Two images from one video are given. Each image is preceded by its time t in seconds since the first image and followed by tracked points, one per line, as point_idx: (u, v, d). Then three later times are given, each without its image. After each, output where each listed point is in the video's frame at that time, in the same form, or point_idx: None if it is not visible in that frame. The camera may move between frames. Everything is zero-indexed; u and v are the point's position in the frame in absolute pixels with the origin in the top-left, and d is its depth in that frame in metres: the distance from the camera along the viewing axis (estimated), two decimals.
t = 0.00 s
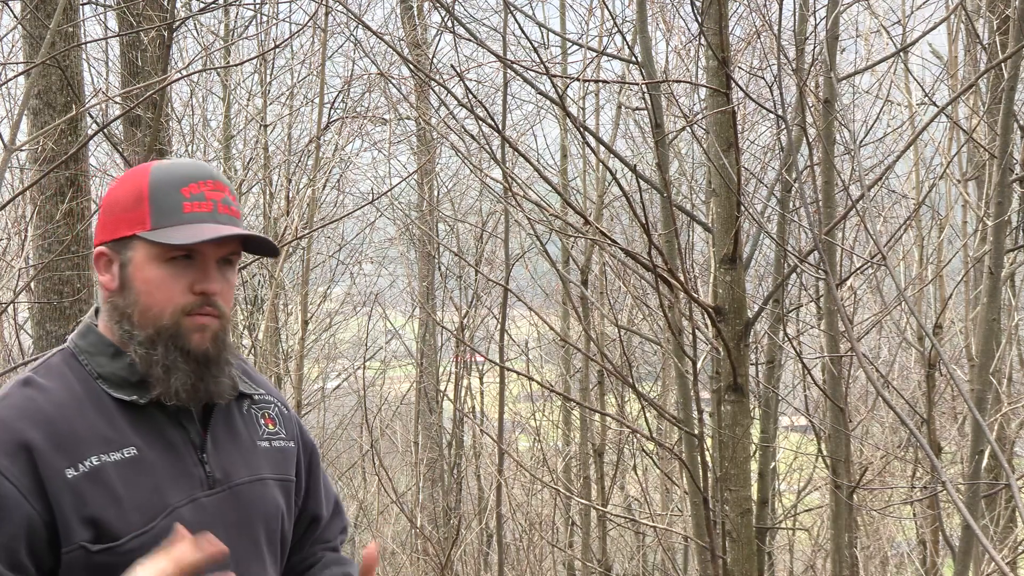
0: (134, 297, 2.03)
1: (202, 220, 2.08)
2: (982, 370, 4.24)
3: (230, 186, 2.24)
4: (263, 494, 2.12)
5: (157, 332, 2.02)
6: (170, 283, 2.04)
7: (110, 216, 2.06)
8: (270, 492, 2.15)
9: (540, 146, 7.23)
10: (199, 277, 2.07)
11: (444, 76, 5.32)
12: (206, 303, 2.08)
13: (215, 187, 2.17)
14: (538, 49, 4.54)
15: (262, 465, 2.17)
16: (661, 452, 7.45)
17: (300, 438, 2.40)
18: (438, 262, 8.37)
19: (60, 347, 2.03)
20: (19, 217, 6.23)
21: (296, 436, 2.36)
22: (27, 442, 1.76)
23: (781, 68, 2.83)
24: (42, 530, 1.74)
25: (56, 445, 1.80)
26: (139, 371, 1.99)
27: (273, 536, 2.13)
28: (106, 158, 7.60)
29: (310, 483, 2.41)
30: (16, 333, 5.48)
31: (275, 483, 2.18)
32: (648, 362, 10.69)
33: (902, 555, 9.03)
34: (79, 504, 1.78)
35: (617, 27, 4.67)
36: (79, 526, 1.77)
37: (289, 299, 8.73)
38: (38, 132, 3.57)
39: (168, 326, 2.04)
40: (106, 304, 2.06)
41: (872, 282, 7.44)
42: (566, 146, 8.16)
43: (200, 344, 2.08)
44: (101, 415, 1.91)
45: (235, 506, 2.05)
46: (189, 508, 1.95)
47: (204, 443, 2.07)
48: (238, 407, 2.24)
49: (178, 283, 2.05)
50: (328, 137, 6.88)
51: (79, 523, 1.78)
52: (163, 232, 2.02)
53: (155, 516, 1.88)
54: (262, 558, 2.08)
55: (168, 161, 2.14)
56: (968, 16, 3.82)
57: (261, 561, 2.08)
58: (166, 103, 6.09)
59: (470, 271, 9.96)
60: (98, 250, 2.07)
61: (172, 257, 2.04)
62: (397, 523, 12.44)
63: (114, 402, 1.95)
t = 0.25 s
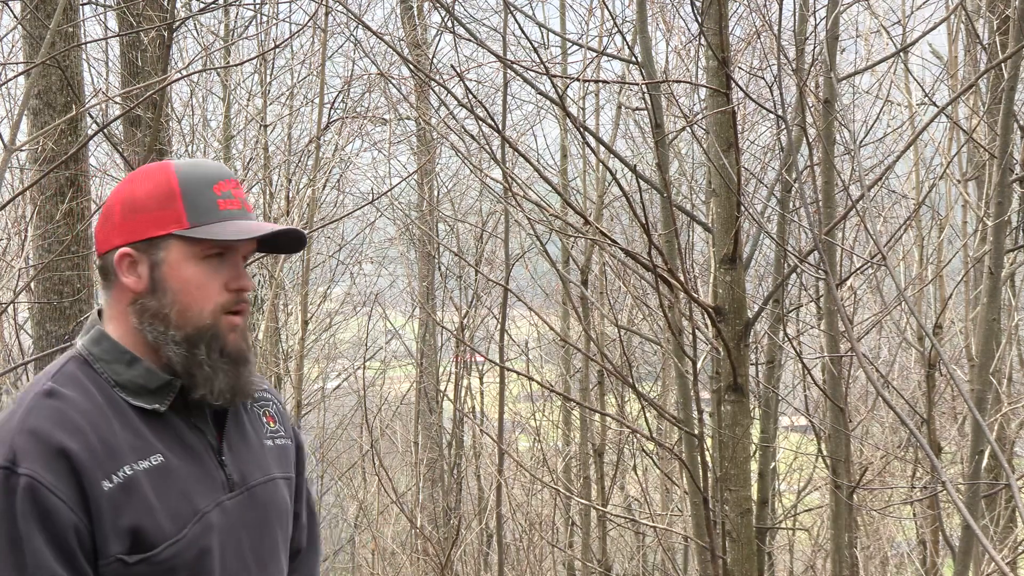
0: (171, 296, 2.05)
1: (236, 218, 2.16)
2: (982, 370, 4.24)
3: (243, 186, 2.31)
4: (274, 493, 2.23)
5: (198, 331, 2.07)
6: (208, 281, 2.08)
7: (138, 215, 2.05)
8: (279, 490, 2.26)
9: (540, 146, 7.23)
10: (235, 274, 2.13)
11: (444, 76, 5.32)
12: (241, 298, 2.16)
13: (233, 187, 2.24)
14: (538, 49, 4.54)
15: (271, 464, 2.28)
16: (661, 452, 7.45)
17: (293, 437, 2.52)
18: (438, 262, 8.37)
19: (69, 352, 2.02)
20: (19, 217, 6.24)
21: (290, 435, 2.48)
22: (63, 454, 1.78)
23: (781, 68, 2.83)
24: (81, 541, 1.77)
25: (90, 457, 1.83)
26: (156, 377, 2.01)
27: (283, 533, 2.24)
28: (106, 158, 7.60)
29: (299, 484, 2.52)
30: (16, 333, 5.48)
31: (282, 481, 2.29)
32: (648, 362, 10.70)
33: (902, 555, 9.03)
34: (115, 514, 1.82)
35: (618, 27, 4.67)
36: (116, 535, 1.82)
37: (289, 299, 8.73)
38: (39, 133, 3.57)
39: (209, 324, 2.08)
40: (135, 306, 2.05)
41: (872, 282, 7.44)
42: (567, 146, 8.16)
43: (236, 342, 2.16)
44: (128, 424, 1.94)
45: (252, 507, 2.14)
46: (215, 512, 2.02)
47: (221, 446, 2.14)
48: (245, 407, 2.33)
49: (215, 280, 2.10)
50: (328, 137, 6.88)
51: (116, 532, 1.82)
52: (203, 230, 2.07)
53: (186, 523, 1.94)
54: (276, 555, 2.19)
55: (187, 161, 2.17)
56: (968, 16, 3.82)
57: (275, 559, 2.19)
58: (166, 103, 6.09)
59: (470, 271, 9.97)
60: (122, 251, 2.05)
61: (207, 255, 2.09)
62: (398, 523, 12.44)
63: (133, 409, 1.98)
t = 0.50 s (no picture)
0: (192, 302, 2.09)
1: (251, 224, 2.22)
2: (982, 370, 4.24)
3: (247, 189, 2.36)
4: (277, 492, 2.33)
5: (217, 337, 2.13)
6: (227, 288, 2.14)
7: (157, 221, 2.07)
8: (281, 488, 2.36)
9: (540, 146, 7.23)
10: (251, 280, 2.20)
11: (444, 76, 5.32)
12: (254, 303, 2.23)
13: (242, 190, 2.29)
14: (538, 49, 4.54)
15: (272, 464, 2.38)
16: (661, 452, 7.45)
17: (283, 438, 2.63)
18: (438, 263, 8.38)
19: (76, 355, 2.03)
20: (19, 217, 6.24)
21: (282, 435, 2.59)
22: (85, 460, 1.81)
23: (781, 68, 2.83)
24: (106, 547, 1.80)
25: (110, 462, 1.86)
26: (167, 380, 2.07)
27: (286, 531, 2.33)
28: (106, 158, 7.60)
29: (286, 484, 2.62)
30: (16, 333, 5.48)
31: (282, 480, 2.39)
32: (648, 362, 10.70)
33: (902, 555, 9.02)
34: (138, 518, 1.86)
35: (617, 27, 4.67)
36: (140, 540, 1.85)
37: (289, 299, 8.73)
38: (39, 133, 3.57)
39: (227, 329, 2.15)
40: (152, 311, 2.07)
41: (872, 282, 7.44)
42: (567, 146, 8.16)
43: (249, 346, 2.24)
44: (143, 428, 1.98)
45: (261, 505, 2.23)
46: (230, 513, 2.09)
47: (229, 447, 2.22)
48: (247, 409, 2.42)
49: (233, 287, 2.16)
50: (328, 137, 6.88)
51: (140, 537, 1.85)
52: (224, 237, 2.12)
53: (204, 524, 2.00)
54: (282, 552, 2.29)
55: (199, 165, 2.20)
56: (968, 16, 3.82)
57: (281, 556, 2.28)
58: (166, 103, 6.09)
59: (470, 271, 9.97)
60: (139, 257, 2.05)
61: (225, 262, 2.14)
62: (398, 523, 12.43)
63: (146, 412, 2.03)
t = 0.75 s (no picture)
0: (195, 304, 2.13)
1: (252, 224, 2.26)
2: (982, 370, 4.24)
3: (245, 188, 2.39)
4: (276, 490, 2.41)
5: (221, 338, 2.18)
6: (229, 288, 2.19)
7: (159, 223, 2.10)
8: (280, 486, 2.44)
9: (540, 146, 7.22)
10: (251, 280, 2.25)
11: (444, 76, 5.31)
12: (255, 302, 2.28)
13: (239, 189, 2.32)
14: (538, 49, 4.54)
15: (270, 462, 2.45)
16: (661, 452, 7.45)
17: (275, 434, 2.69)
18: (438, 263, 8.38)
19: (78, 358, 2.06)
20: (19, 217, 6.24)
21: (274, 432, 2.65)
22: (94, 470, 1.85)
23: (781, 67, 2.82)
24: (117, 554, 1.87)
25: (119, 469, 1.91)
26: (170, 382, 2.11)
27: (284, 527, 2.43)
28: (106, 158, 7.60)
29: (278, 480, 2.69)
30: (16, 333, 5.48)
31: (280, 478, 2.47)
32: (648, 362, 10.70)
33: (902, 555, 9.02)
34: (148, 525, 1.92)
35: (618, 27, 4.67)
36: (151, 545, 1.92)
37: (289, 299, 8.73)
38: (39, 133, 3.57)
39: (230, 329, 2.21)
40: (156, 313, 2.11)
41: (872, 282, 7.44)
42: (567, 146, 8.16)
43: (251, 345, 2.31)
44: (150, 433, 2.03)
45: (262, 505, 2.31)
46: (235, 514, 2.17)
47: (231, 448, 2.28)
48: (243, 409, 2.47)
49: (234, 287, 2.21)
50: (328, 137, 6.88)
51: (151, 543, 1.92)
52: (226, 238, 2.16)
53: (211, 527, 2.07)
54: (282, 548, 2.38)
55: (198, 165, 2.23)
56: (968, 16, 3.82)
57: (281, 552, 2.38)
58: (166, 103, 6.09)
59: (470, 271, 9.96)
60: (142, 260, 2.08)
61: (227, 262, 2.19)
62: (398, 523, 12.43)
63: (150, 414, 2.07)
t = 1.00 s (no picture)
0: (187, 305, 2.13)
1: (244, 223, 2.25)
2: (982, 370, 4.24)
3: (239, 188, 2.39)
4: (276, 486, 2.40)
5: (214, 337, 2.18)
6: (221, 288, 2.19)
7: (149, 224, 2.10)
8: (280, 482, 2.44)
9: (540, 146, 7.22)
10: (244, 280, 2.25)
11: (444, 76, 5.31)
12: (247, 302, 2.28)
13: (232, 189, 2.32)
14: (538, 49, 4.54)
15: (269, 459, 2.45)
16: (661, 452, 7.45)
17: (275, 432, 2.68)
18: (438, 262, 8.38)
19: (73, 356, 2.07)
20: (19, 217, 6.24)
21: (274, 429, 2.65)
22: (88, 466, 1.86)
23: (781, 67, 2.82)
24: (111, 551, 1.87)
25: (114, 465, 1.91)
26: (166, 379, 2.12)
27: (285, 524, 2.42)
28: (106, 158, 7.60)
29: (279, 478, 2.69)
30: (16, 333, 5.48)
31: (280, 475, 2.46)
32: (648, 362, 10.70)
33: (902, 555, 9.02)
34: (144, 521, 1.92)
35: (618, 27, 4.67)
36: (146, 542, 1.92)
37: (289, 299, 8.73)
38: (38, 133, 3.57)
39: (223, 330, 2.20)
40: (148, 315, 2.12)
41: (872, 281, 7.43)
42: (567, 146, 8.16)
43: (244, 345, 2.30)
44: (146, 430, 2.03)
45: (262, 501, 2.31)
46: (233, 510, 2.17)
47: (229, 444, 2.28)
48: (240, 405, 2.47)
49: (227, 287, 2.21)
50: (328, 138, 6.88)
51: (146, 539, 1.92)
52: (217, 238, 2.16)
53: (209, 524, 2.07)
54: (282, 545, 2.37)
55: (190, 165, 2.23)
56: (969, 15, 3.81)
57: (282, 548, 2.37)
58: (166, 103, 6.09)
59: (470, 271, 9.96)
60: (133, 261, 2.09)
61: (218, 263, 2.19)
62: (398, 523, 12.43)
63: (146, 410, 2.08)
